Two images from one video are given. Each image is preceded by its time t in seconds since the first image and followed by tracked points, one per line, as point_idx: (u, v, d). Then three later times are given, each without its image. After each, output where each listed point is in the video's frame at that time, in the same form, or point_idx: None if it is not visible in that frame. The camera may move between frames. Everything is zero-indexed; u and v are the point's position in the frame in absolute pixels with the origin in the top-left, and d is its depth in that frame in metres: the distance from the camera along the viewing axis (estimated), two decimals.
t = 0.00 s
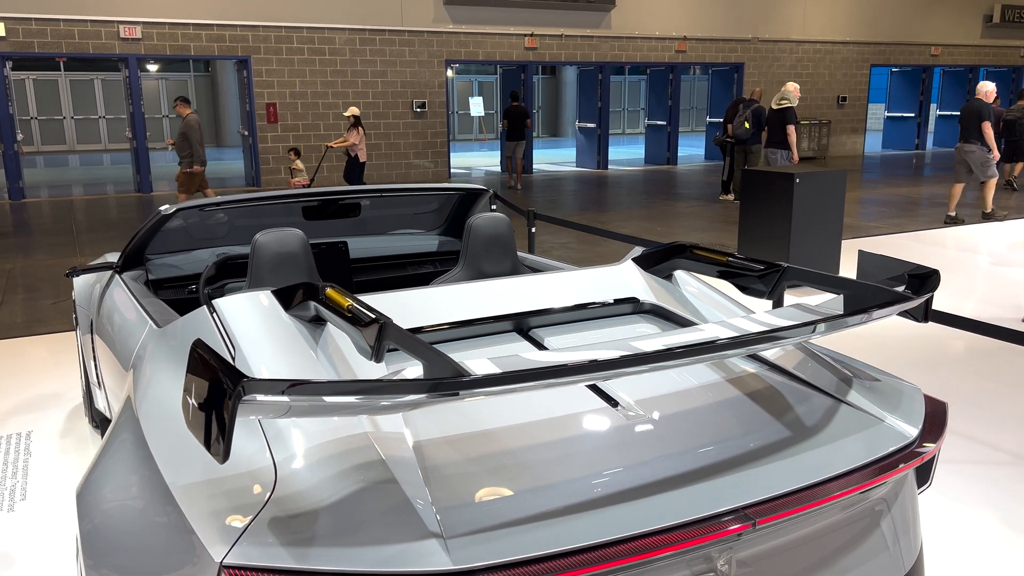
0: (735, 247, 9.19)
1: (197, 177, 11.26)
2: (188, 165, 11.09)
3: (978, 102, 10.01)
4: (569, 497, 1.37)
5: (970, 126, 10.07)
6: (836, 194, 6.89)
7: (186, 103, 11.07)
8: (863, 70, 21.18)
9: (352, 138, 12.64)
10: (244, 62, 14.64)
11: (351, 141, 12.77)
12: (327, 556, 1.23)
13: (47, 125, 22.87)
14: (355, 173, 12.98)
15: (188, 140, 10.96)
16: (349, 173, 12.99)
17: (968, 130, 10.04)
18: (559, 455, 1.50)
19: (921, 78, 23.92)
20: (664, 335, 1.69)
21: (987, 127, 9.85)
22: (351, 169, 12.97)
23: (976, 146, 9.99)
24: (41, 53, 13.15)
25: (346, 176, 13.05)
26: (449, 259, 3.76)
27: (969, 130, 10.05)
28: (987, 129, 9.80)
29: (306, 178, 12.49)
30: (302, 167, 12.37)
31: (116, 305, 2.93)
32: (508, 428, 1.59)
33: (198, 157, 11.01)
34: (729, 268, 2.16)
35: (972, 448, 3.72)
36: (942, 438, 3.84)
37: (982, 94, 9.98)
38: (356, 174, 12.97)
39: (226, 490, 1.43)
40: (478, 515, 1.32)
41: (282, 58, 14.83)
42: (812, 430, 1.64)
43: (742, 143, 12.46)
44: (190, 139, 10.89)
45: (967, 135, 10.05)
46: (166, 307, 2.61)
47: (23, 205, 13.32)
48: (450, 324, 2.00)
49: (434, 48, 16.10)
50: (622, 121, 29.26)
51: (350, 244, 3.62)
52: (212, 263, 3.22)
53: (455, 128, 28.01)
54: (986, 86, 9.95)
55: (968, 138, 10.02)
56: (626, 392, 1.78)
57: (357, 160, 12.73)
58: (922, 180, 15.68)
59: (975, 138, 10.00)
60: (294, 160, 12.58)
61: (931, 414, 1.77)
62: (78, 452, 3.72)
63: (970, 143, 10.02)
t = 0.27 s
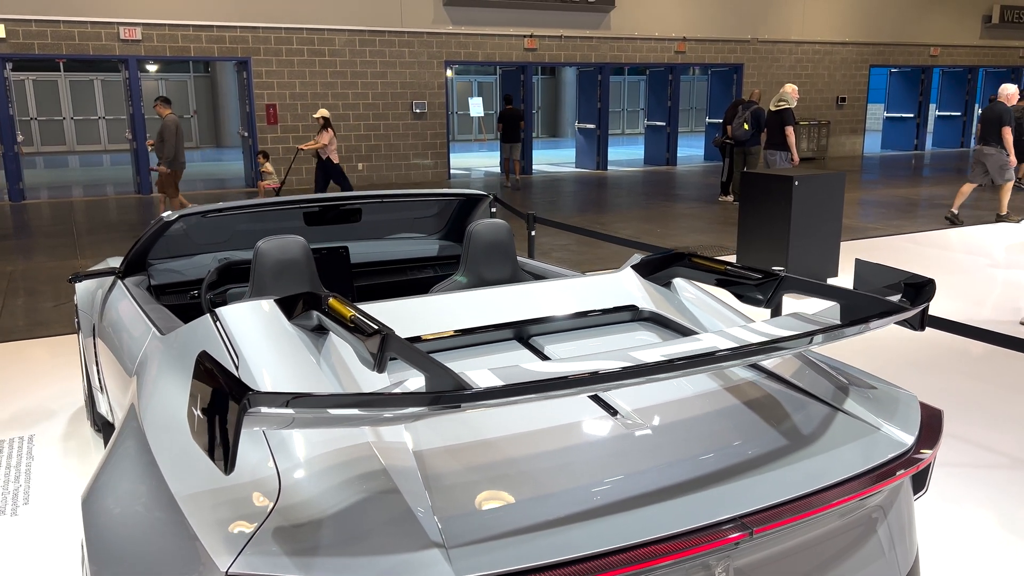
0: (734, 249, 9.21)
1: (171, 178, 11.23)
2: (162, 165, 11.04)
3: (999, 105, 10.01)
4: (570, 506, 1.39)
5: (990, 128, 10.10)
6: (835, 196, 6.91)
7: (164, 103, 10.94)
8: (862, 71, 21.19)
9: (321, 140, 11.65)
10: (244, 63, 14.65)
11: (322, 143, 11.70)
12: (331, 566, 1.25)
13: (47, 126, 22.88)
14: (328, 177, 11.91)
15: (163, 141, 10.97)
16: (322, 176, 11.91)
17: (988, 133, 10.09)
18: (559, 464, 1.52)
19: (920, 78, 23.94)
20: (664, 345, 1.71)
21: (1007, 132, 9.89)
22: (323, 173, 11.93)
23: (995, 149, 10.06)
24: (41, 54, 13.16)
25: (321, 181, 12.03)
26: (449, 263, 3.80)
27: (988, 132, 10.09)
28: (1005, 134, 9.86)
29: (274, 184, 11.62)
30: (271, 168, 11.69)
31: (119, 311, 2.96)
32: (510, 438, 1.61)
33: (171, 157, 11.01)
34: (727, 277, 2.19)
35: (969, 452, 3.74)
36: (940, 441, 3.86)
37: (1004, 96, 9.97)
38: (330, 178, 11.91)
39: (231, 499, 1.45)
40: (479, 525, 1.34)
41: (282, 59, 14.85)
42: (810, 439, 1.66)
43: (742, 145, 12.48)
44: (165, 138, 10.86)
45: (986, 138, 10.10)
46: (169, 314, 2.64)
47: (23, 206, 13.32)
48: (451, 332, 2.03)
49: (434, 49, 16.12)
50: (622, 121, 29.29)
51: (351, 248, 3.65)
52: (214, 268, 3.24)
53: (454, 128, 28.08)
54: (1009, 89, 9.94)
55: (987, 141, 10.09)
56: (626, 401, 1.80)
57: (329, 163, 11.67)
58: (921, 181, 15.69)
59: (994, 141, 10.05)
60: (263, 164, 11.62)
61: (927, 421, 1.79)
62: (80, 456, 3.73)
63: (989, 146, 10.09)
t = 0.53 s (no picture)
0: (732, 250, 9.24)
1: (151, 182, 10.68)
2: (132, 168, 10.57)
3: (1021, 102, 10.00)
4: (566, 514, 1.42)
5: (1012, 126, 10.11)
6: (832, 198, 6.94)
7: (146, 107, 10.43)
8: (860, 72, 21.23)
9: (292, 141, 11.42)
10: (243, 64, 14.67)
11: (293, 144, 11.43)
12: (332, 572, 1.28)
13: (46, 126, 22.89)
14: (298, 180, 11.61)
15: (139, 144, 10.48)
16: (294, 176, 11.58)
17: (1010, 131, 10.12)
18: (557, 471, 1.55)
19: (918, 79, 23.98)
20: (660, 353, 1.74)
21: None
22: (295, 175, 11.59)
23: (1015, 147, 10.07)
24: (41, 56, 13.18)
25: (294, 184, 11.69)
26: (448, 267, 3.84)
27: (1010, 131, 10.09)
28: None
29: (244, 186, 11.78)
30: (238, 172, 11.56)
31: (120, 315, 2.98)
32: (508, 444, 1.64)
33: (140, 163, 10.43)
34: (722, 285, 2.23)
35: (965, 455, 3.77)
36: (936, 444, 3.89)
37: None
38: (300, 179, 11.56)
39: (232, 506, 1.47)
40: (478, 532, 1.36)
41: (282, 61, 14.87)
42: (803, 446, 1.68)
43: (740, 146, 12.50)
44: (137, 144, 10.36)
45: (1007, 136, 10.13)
46: (170, 319, 2.66)
47: (22, 208, 13.32)
48: (449, 339, 2.07)
49: (433, 50, 16.15)
50: (621, 121, 29.36)
51: (351, 252, 3.67)
52: (213, 273, 3.26)
53: (453, 129, 28.11)
54: None
55: (1008, 138, 10.11)
56: (621, 408, 1.83)
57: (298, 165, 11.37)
58: (920, 182, 15.71)
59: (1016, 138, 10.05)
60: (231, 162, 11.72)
61: (919, 428, 1.81)
62: (81, 459, 3.75)
63: (1010, 143, 10.10)
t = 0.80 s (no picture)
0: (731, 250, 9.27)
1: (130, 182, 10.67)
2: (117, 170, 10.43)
3: None
4: (566, 514, 1.44)
5: None
6: (831, 199, 6.97)
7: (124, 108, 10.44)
8: (859, 72, 21.27)
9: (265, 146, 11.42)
10: (243, 65, 14.70)
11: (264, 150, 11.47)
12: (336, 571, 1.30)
13: (46, 126, 22.90)
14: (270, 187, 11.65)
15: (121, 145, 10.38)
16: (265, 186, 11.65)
17: None
18: (557, 472, 1.57)
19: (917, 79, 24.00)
20: (658, 356, 1.76)
21: None
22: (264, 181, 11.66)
23: None
24: (41, 56, 13.19)
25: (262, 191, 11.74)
26: (447, 269, 3.83)
27: None
28: None
29: (214, 189, 11.41)
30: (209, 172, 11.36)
31: (122, 318, 3.00)
32: (508, 446, 1.66)
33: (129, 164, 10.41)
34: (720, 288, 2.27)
35: (961, 455, 3.80)
36: (932, 444, 3.92)
37: None
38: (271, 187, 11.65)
39: (236, 507, 1.50)
40: (480, 532, 1.39)
41: (282, 61, 14.90)
42: (799, 447, 1.71)
43: (739, 147, 12.52)
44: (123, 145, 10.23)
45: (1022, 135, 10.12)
46: (172, 322, 2.68)
47: (22, 208, 13.34)
48: (449, 342, 2.09)
49: (432, 51, 16.17)
50: (620, 121, 29.41)
51: (352, 254, 3.69)
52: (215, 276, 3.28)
53: (453, 129, 28.14)
54: None
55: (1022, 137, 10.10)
56: (620, 410, 1.86)
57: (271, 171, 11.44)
58: (919, 182, 15.75)
59: None
60: (204, 167, 11.33)
61: (914, 429, 1.84)
62: (83, 460, 3.77)
63: None
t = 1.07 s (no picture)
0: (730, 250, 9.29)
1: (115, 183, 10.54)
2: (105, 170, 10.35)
3: None
4: (568, 514, 1.46)
5: None
6: (830, 200, 6.99)
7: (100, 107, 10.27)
8: (858, 72, 21.29)
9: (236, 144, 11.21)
10: (243, 65, 14.72)
11: (236, 146, 11.23)
12: (341, 569, 1.32)
13: (45, 126, 22.90)
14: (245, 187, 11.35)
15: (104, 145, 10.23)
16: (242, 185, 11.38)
17: None
18: (559, 472, 1.59)
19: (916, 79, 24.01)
20: (659, 356, 1.78)
21: None
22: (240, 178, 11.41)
23: None
24: (41, 57, 13.18)
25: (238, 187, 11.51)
26: (449, 269, 3.83)
27: None
28: None
29: (186, 190, 11.35)
30: (181, 173, 11.32)
31: (126, 319, 3.01)
32: (511, 446, 1.68)
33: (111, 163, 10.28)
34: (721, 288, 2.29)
35: (960, 455, 3.82)
36: (931, 444, 3.94)
37: None
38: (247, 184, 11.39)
39: (242, 507, 1.51)
40: (484, 531, 1.40)
41: (281, 61, 14.91)
42: (799, 447, 1.72)
43: (738, 147, 12.54)
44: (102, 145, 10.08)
45: None
46: (176, 323, 2.70)
47: (22, 208, 13.35)
48: (451, 343, 2.11)
49: (432, 51, 16.18)
50: (619, 121, 29.44)
51: (354, 256, 3.69)
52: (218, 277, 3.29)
53: (452, 129, 28.16)
54: None
55: None
56: (621, 411, 1.87)
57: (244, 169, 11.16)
58: (918, 182, 15.77)
59: None
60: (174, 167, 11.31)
61: (913, 429, 1.86)
62: (86, 460, 3.79)
63: None
